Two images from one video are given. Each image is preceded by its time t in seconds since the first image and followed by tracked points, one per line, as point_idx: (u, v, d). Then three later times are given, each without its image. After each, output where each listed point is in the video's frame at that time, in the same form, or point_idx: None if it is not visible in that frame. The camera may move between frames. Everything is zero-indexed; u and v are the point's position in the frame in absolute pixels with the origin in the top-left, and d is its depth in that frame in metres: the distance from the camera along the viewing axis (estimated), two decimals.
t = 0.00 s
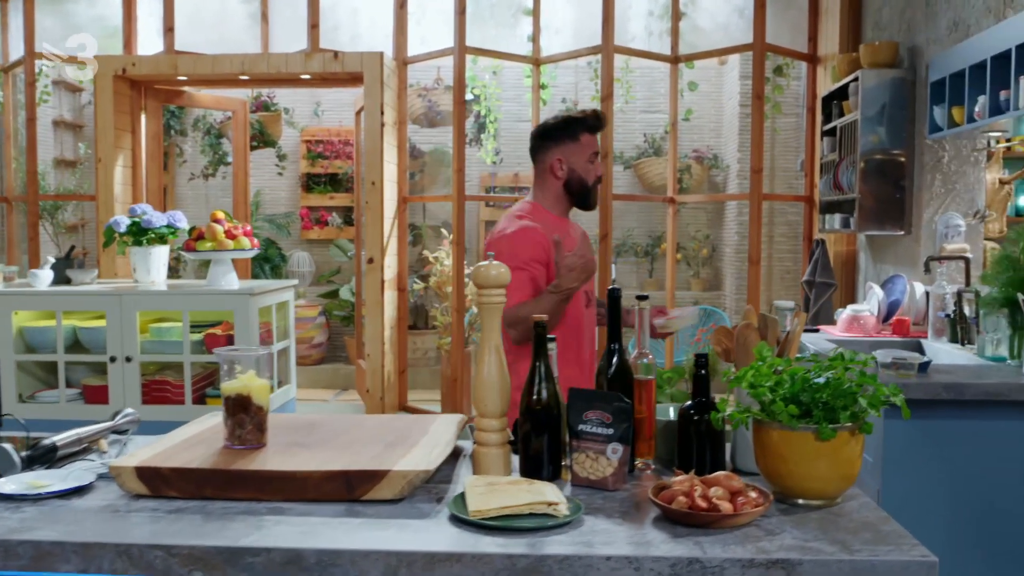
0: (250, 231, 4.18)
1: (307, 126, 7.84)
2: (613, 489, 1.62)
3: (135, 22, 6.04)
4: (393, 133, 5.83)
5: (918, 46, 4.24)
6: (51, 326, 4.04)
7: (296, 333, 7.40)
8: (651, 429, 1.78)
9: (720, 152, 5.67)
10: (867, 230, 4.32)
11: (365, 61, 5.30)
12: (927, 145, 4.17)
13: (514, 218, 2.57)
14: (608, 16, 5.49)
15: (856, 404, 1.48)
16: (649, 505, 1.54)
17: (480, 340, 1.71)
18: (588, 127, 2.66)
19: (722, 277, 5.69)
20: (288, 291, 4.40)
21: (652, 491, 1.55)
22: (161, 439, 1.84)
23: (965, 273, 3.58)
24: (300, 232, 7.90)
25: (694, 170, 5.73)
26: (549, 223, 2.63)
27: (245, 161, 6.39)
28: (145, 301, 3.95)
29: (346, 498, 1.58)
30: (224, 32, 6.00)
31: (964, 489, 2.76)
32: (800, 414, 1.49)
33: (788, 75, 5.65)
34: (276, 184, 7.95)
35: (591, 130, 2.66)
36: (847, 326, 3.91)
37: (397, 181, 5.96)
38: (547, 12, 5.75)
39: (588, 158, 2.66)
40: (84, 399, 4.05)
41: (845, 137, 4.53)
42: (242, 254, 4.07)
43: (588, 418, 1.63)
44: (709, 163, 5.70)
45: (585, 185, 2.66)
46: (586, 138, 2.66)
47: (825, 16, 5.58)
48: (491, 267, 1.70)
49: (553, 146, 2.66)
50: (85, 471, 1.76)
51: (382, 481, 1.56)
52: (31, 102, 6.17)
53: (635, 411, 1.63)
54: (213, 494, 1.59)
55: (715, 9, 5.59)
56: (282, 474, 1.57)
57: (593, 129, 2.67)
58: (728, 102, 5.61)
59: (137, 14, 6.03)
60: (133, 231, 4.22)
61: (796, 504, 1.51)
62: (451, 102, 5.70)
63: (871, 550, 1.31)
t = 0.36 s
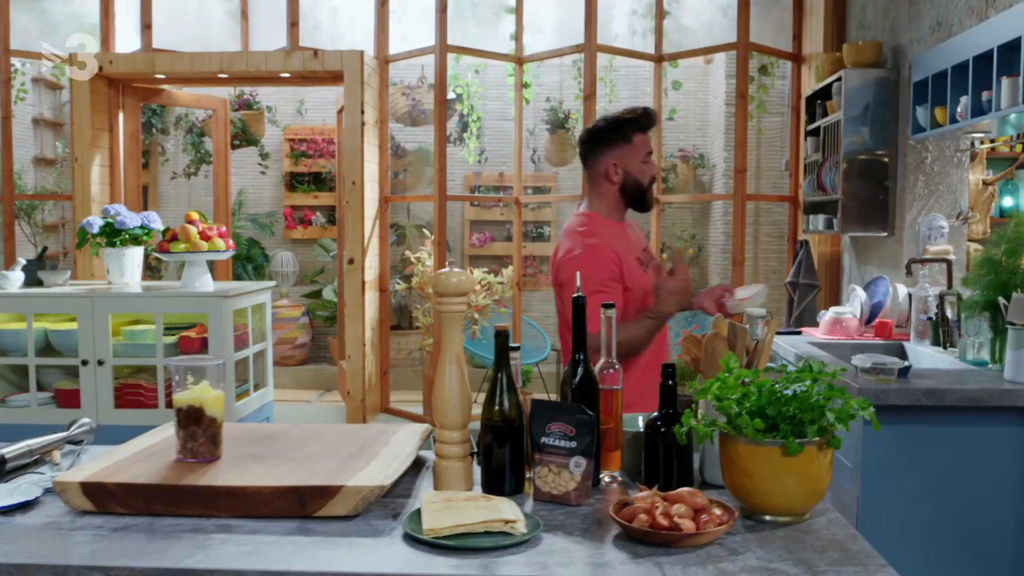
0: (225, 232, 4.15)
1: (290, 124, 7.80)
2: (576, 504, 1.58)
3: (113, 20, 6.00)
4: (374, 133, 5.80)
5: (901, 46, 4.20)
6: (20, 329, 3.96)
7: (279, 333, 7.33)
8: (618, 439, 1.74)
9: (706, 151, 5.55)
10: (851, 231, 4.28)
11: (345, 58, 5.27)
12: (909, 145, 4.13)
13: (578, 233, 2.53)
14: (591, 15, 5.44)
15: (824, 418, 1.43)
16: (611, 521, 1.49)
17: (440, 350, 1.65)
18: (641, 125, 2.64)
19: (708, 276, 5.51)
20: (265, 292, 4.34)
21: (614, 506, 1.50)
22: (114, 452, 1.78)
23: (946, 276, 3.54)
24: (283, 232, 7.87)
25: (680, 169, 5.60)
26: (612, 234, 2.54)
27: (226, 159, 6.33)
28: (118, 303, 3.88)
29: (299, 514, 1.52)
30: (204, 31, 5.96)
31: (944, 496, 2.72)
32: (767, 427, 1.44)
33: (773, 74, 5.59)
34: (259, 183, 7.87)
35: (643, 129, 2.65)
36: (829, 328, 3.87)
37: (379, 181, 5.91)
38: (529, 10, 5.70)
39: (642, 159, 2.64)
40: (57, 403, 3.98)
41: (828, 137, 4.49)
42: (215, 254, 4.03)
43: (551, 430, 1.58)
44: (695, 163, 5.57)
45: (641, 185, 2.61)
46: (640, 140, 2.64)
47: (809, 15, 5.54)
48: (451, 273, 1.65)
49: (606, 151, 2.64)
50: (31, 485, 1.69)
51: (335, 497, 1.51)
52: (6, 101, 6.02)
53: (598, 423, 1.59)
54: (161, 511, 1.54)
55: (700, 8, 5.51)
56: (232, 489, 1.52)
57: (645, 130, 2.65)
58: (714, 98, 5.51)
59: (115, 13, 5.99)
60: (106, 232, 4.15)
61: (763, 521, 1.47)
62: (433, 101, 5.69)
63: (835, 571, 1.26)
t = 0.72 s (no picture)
0: (202, 232, 4.10)
1: (275, 121, 7.75)
2: (540, 516, 1.53)
3: (93, 15, 5.91)
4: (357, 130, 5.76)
5: (886, 43, 4.16)
6: None
7: (264, 331, 7.29)
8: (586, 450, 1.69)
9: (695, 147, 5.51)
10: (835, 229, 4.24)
11: (327, 55, 5.28)
12: (893, 144, 4.10)
13: (615, 229, 2.73)
14: (575, 12, 5.39)
15: (791, 430, 1.39)
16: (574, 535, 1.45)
17: (403, 358, 1.61)
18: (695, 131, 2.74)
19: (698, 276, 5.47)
20: (244, 292, 4.30)
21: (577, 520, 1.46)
22: (68, 463, 1.74)
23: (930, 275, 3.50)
24: (268, 229, 7.85)
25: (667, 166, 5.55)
26: (649, 233, 2.72)
27: (209, 156, 6.17)
28: (93, 304, 3.84)
29: (252, 528, 1.48)
30: (185, 27, 5.88)
31: (926, 498, 2.68)
32: (732, 439, 1.41)
33: (760, 71, 5.53)
34: (244, 179, 7.86)
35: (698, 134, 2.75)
36: (812, 329, 3.83)
37: (362, 178, 5.87)
38: (513, 7, 5.66)
39: (690, 162, 2.73)
40: (32, 404, 3.94)
41: (814, 135, 4.45)
42: (192, 254, 3.98)
43: (514, 441, 1.54)
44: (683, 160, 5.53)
45: (687, 190, 2.72)
46: (687, 143, 2.74)
47: (796, 12, 5.50)
48: (413, 280, 1.60)
49: (656, 152, 2.75)
50: None
51: (291, 510, 1.46)
52: None
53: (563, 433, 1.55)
54: (111, 525, 1.49)
55: (685, 4, 5.46)
56: (183, 502, 1.47)
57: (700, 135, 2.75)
58: (702, 96, 5.47)
59: (95, 7, 5.89)
60: (82, 230, 4.09)
61: (729, 535, 1.43)
62: (416, 98, 5.63)
63: None
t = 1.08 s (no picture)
0: (186, 229, 4.08)
1: (265, 116, 7.72)
2: (509, 522, 1.52)
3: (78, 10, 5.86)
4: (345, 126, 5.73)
5: (874, 40, 4.14)
6: None
7: (253, 327, 7.26)
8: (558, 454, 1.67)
9: (685, 144, 5.48)
10: (822, 227, 4.22)
11: (314, 50, 5.31)
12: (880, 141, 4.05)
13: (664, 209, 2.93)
14: (563, 7, 5.36)
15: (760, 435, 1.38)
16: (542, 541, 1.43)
17: (371, 362, 1.59)
18: (716, 124, 2.76)
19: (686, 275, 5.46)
20: (229, 289, 4.28)
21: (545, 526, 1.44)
22: (34, 467, 1.71)
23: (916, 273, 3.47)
24: (258, 225, 7.85)
25: (658, 162, 5.53)
26: (689, 217, 2.87)
27: (196, 154, 6.12)
28: (76, 302, 3.82)
29: (216, 535, 1.46)
30: (171, 22, 5.83)
31: (911, 498, 2.67)
32: (701, 446, 1.39)
33: (749, 67, 5.51)
34: (234, 175, 7.88)
35: (717, 127, 2.75)
36: (799, 327, 3.78)
37: (350, 174, 5.85)
38: (502, 2, 5.63)
39: (708, 155, 2.79)
40: (14, 403, 3.91)
41: (801, 131, 4.43)
42: (175, 251, 3.95)
43: (483, 445, 1.52)
44: (673, 156, 5.51)
45: (708, 182, 2.82)
46: (701, 138, 2.80)
47: (785, 8, 5.48)
48: (382, 283, 1.58)
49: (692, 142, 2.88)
50: None
51: (255, 516, 1.44)
52: None
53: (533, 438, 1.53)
54: (73, 531, 1.48)
55: None
56: (147, 508, 1.46)
57: (721, 127, 2.75)
58: (693, 94, 5.46)
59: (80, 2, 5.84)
60: (64, 228, 4.07)
61: (699, 541, 1.41)
62: (404, 93, 5.59)
63: None
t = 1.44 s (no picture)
0: (184, 227, 4.09)
1: (265, 114, 7.72)
2: (494, 522, 1.52)
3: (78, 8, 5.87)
4: (344, 124, 5.74)
5: (872, 38, 4.13)
6: None
7: (254, 325, 7.28)
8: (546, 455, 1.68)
9: (686, 141, 5.47)
10: (820, 226, 4.23)
11: (312, 49, 5.32)
12: (879, 140, 4.07)
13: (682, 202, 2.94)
14: (561, 5, 5.36)
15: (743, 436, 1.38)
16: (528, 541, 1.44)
17: (359, 363, 1.59)
18: (730, 123, 2.77)
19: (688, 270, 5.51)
20: (227, 288, 4.29)
21: (529, 526, 1.45)
22: (24, 467, 1.72)
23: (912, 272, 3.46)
24: (258, 223, 7.86)
25: (658, 161, 5.52)
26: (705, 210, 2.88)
27: (197, 152, 6.14)
28: (73, 301, 3.84)
29: (203, 535, 1.47)
30: (170, 20, 5.84)
31: (904, 498, 2.67)
32: (684, 447, 1.39)
33: (748, 65, 5.50)
34: (234, 173, 7.89)
35: (732, 126, 2.77)
36: (796, 326, 3.79)
37: (349, 172, 5.86)
38: None
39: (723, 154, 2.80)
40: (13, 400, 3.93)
41: (800, 130, 4.43)
42: (173, 250, 3.96)
43: (470, 446, 1.52)
44: (674, 153, 5.51)
45: (724, 180, 2.83)
46: (714, 138, 2.82)
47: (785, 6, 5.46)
48: (369, 284, 1.59)
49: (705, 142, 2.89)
50: None
51: (242, 516, 1.45)
52: None
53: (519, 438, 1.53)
54: (61, 531, 1.48)
55: None
56: (135, 507, 1.47)
57: (735, 126, 2.77)
58: (694, 92, 5.44)
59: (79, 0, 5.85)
60: (63, 226, 4.10)
61: (683, 542, 1.41)
62: (404, 91, 5.59)
63: None
